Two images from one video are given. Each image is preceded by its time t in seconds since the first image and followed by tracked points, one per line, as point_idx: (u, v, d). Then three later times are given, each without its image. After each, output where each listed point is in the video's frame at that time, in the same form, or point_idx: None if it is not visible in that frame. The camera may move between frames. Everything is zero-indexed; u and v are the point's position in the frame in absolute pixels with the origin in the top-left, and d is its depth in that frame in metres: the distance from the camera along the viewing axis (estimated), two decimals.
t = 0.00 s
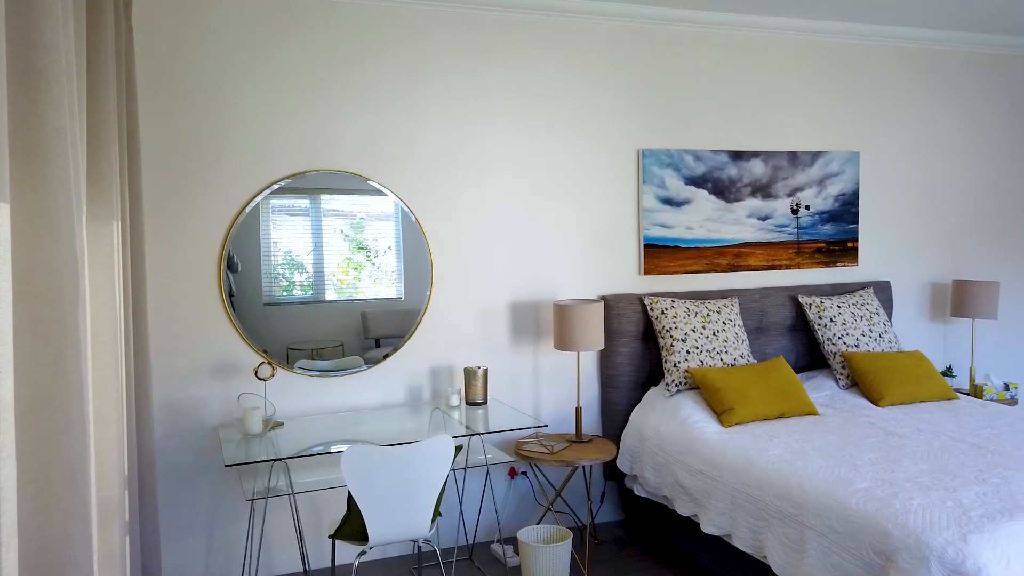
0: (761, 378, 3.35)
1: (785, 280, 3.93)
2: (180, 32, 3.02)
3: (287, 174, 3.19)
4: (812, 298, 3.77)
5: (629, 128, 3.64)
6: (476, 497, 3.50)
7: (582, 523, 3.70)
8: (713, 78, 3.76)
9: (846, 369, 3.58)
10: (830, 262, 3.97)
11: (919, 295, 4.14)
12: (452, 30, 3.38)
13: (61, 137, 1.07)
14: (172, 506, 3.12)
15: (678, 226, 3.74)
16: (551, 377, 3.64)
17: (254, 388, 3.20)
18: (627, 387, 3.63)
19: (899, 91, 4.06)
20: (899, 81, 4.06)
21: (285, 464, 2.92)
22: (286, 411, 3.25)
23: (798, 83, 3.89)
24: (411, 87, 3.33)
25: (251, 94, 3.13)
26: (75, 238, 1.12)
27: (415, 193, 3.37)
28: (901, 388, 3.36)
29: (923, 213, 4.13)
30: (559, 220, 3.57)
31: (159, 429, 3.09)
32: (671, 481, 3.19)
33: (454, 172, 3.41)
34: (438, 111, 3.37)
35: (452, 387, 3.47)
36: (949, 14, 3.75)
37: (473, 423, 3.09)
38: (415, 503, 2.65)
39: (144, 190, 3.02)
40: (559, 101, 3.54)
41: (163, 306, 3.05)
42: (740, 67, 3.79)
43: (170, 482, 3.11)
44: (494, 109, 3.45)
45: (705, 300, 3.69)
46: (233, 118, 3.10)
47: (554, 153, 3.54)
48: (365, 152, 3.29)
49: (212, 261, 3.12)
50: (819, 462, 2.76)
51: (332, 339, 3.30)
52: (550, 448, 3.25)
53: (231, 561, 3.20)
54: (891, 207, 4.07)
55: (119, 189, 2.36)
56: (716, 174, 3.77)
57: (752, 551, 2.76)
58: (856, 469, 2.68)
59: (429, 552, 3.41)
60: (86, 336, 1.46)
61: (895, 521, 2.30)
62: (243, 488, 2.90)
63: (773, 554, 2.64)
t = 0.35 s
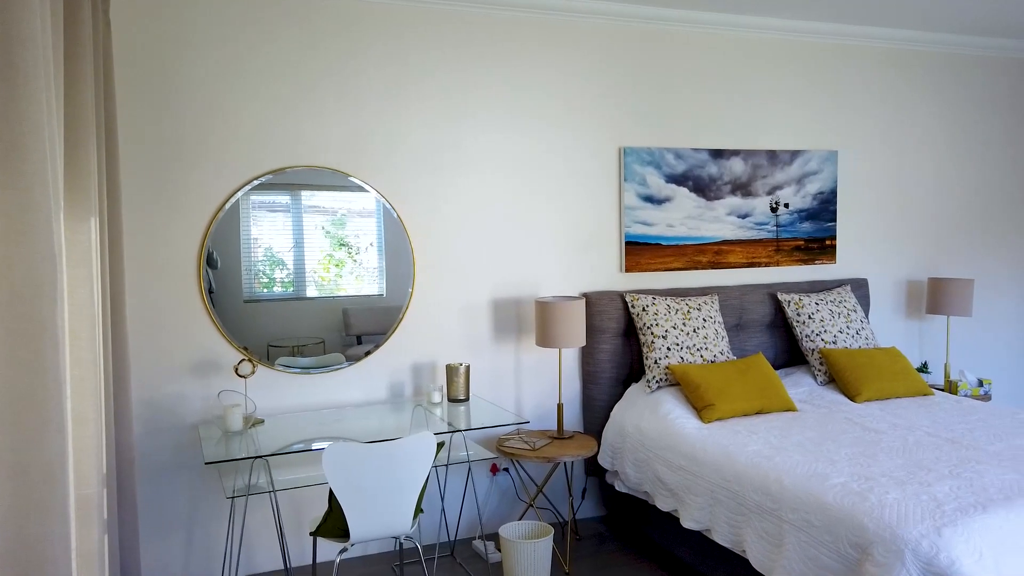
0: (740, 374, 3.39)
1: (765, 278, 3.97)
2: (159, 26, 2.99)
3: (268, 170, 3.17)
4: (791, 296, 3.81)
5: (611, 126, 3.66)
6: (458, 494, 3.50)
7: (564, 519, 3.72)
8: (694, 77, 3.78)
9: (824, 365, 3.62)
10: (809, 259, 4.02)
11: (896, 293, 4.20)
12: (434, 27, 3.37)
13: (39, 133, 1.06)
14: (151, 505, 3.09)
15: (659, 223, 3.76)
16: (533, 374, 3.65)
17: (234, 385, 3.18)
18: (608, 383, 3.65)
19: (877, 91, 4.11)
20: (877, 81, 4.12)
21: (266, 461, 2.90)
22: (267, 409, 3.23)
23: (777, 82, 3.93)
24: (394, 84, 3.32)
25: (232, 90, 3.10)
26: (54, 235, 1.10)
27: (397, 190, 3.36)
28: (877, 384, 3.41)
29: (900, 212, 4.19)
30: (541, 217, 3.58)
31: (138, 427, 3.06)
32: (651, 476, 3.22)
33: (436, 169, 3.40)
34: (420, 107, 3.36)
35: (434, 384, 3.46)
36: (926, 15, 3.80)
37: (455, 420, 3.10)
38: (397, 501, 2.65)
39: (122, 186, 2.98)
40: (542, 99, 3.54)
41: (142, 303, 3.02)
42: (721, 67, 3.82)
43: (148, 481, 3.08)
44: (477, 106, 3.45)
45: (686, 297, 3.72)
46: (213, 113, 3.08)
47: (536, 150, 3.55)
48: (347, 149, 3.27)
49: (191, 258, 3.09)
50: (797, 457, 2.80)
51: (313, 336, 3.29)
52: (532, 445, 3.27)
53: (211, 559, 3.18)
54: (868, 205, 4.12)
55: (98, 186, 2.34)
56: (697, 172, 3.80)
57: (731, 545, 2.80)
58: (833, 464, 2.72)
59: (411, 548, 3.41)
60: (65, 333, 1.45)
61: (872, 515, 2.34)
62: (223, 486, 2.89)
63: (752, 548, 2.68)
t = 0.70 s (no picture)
0: (720, 373, 3.41)
1: (745, 277, 4.00)
2: (137, 22, 2.96)
3: (248, 168, 3.15)
4: (770, 295, 3.84)
5: (592, 125, 3.67)
6: (439, 492, 3.50)
7: (545, 517, 3.73)
8: (675, 76, 3.80)
9: (803, 364, 3.66)
10: (788, 259, 4.06)
11: (874, 292, 4.24)
12: (416, 25, 3.36)
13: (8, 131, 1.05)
14: (129, 505, 3.06)
15: (640, 222, 3.78)
16: (514, 373, 3.65)
17: (213, 384, 3.16)
18: (589, 382, 3.66)
19: (856, 92, 4.15)
20: (856, 82, 4.15)
21: (245, 461, 2.89)
22: (246, 408, 3.21)
23: (758, 82, 3.96)
24: (375, 82, 3.31)
25: (212, 86, 3.08)
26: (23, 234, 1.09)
27: (379, 188, 3.35)
28: (855, 382, 3.45)
29: (878, 212, 4.23)
30: (523, 216, 3.59)
31: (115, 426, 3.03)
32: (631, 474, 3.23)
33: (417, 168, 3.40)
34: (402, 106, 3.36)
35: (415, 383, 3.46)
36: (904, 17, 3.84)
37: (436, 419, 3.09)
38: (377, 500, 2.64)
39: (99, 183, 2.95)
40: (524, 98, 3.55)
41: (120, 301, 2.99)
42: (702, 67, 3.84)
43: (126, 481, 3.06)
44: (458, 105, 3.44)
45: (667, 296, 3.74)
46: (192, 110, 3.05)
47: (518, 150, 3.56)
48: (328, 147, 3.26)
49: (169, 256, 3.06)
50: (774, 454, 2.82)
51: (294, 335, 3.28)
52: (513, 443, 3.27)
53: (190, 559, 3.16)
54: (847, 205, 4.16)
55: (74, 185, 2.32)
56: (677, 171, 3.82)
57: (710, 542, 2.81)
58: (810, 461, 2.75)
59: (391, 547, 3.40)
60: (37, 332, 1.43)
61: (847, 511, 2.36)
62: (202, 485, 2.87)
63: (730, 544, 2.70)
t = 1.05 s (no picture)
0: (702, 370, 3.43)
1: (727, 275, 4.02)
2: (115, 16, 2.93)
3: (230, 165, 3.13)
4: (752, 293, 3.86)
5: (575, 124, 3.68)
6: (421, 491, 3.49)
7: (528, 515, 3.72)
8: (657, 75, 3.81)
9: (784, 361, 3.68)
10: (770, 257, 4.08)
11: (854, 290, 4.28)
12: (398, 21, 3.35)
13: None
14: (107, 504, 3.03)
15: (624, 220, 3.79)
16: (497, 371, 3.65)
17: (193, 383, 3.13)
18: (573, 380, 3.66)
19: (837, 92, 4.18)
20: (837, 82, 4.18)
21: (225, 460, 2.87)
22: (227, 407, 3.19)
23: (740, 81, 3.98)
24: (357, 80, 3.30)
25: (191, 82, 3.05)
26: None
27: (361, 186, 3.34)
28: (835, 379, 3.47)
29: (859, 210, 4.27)
30: (506, 214, 3.59)
31: (94, 425, 3.00)
32: (614, 471, 3.24)
33: (399, 165, 3.39)
34: (384, 103, 3.34)
35: (398, 381, 3.45)
36: (884, 18, 3.87)
37: (419, 417, 3.09)
38: (358, 499, 2.64)
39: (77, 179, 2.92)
40: (506, 97, 3.54)
41: (98, 298, 2.96)
42: (684, 66, 3.86)
43: (104, 480, 3.03)
44: (440, 102, 3.44)
45: (649, 294, 3.75)
46: (171, 107, 3.02)
47: (502, 147, 3.55)
48: (309, 144, 3.25)
49: (149, 253, 3.03)
50: (755, 451, 2.84)
51: (277, 334, 3.26)
52: (495, 441, 3.27)
53: (170, 559, 3.13)
54: (828, 204, 4.19)
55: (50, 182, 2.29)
56: (660, 170, 3.83)
57: (691, 539, 2.83)
58: (790, 457, 2.77)
59: (374, 546, 3.39)
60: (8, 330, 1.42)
61: (826, 506, 2.38)
62: (181, 485, 2.85)
63: (711, 541, 2.71)
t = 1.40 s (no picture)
0: (679, 365, 3.44)
1: (704, 271, 4.04)
2: (84, 8, 2.88)
3: (205, 160, 3.09)
4: (728, 289, 3.89)
5: (553, 120, 3.68)
6: (399, 487, 3.47)
7: (505, 511, 3.72)
8: (635, 72, 3.82)
9: (760, 356, 3.71)
10: (746, 253, 4.11)
11: (829, 286, 4.32)
12: (374, 16, 3.33)
13: None
14: (79, 504, 2.99)
15: (601, 217, 3.79)
16: (475, 367, 3.64)
17: (167, 380, 3.10)
18: (551, 376, 3.67)
19: (813, 89, 4.22)
20: (813, 79, 4.22)
21: (199, 458, 2.84)
22: (202, 404, 3.16)
23: (717, 79, 4.00)
24: (333, 75, 3.28)
25: (164, 77, 3.01)
26: None
27: (338, 182, 3.32)
28: (810, 373, 3.50)
29: (834, 207, 4.31)
30: (484, 210, 3.58)
31: (65, 423, 2.96)
32: (591, 467, 3.25)
33: (376, 161, 3.37)
34: (360, 98, 3.33)
35: (375, 378, 3.44)
36: (858, 17, 3.91)
37: (396, 414, 3.08)
38: (334, 494, 2.62)
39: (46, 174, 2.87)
40: (483, 93, 3.54)
41: (69, 295, 2.92)
42: (661, 63, 3.87)
43: (76, 479, 2.98)
44: (416, 98, 3.42)
45: (627, 290, 3.76)
46: (144, 101, 2.99)
47: (479, 143, 3.55)
48: (285, 140, 3.22)
49: (122, 249, 3.00)
50: (730, 445, 2.86)
51: (254, 332, 3.23)
52: (473, 437, 3.26)
53: (144, 558, 3.10)
54: (804, 201, 4.23)
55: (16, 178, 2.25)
56: (637, 167, 3.84)
57: (668, 533, 2.84)
58: (764, 451, 2.79)
59: (350, 543, 3.37)
60: None
61: (799, 499, 2.40)
62: (154, 483, 2.81)
63: (687, 534, 2.73)
